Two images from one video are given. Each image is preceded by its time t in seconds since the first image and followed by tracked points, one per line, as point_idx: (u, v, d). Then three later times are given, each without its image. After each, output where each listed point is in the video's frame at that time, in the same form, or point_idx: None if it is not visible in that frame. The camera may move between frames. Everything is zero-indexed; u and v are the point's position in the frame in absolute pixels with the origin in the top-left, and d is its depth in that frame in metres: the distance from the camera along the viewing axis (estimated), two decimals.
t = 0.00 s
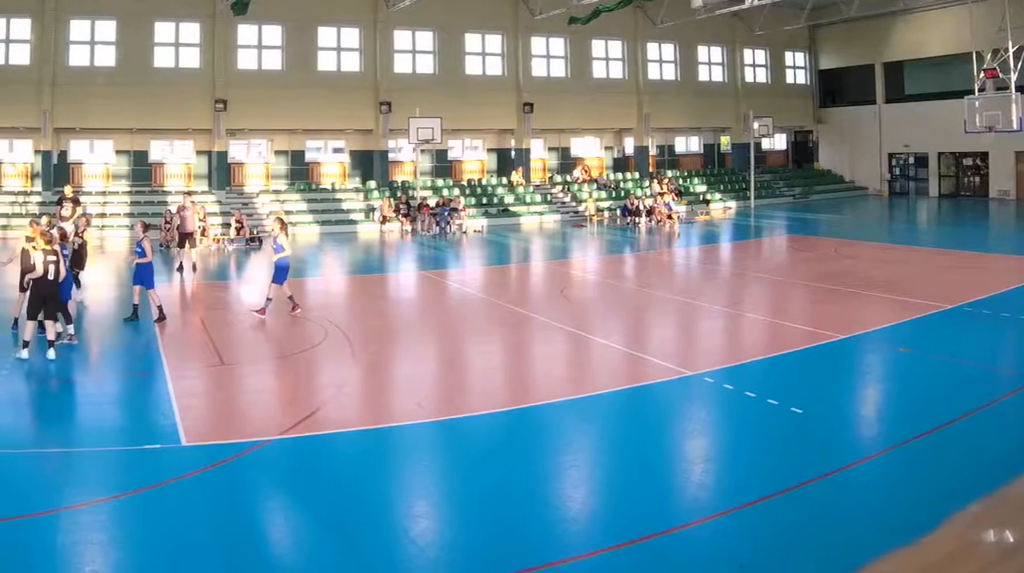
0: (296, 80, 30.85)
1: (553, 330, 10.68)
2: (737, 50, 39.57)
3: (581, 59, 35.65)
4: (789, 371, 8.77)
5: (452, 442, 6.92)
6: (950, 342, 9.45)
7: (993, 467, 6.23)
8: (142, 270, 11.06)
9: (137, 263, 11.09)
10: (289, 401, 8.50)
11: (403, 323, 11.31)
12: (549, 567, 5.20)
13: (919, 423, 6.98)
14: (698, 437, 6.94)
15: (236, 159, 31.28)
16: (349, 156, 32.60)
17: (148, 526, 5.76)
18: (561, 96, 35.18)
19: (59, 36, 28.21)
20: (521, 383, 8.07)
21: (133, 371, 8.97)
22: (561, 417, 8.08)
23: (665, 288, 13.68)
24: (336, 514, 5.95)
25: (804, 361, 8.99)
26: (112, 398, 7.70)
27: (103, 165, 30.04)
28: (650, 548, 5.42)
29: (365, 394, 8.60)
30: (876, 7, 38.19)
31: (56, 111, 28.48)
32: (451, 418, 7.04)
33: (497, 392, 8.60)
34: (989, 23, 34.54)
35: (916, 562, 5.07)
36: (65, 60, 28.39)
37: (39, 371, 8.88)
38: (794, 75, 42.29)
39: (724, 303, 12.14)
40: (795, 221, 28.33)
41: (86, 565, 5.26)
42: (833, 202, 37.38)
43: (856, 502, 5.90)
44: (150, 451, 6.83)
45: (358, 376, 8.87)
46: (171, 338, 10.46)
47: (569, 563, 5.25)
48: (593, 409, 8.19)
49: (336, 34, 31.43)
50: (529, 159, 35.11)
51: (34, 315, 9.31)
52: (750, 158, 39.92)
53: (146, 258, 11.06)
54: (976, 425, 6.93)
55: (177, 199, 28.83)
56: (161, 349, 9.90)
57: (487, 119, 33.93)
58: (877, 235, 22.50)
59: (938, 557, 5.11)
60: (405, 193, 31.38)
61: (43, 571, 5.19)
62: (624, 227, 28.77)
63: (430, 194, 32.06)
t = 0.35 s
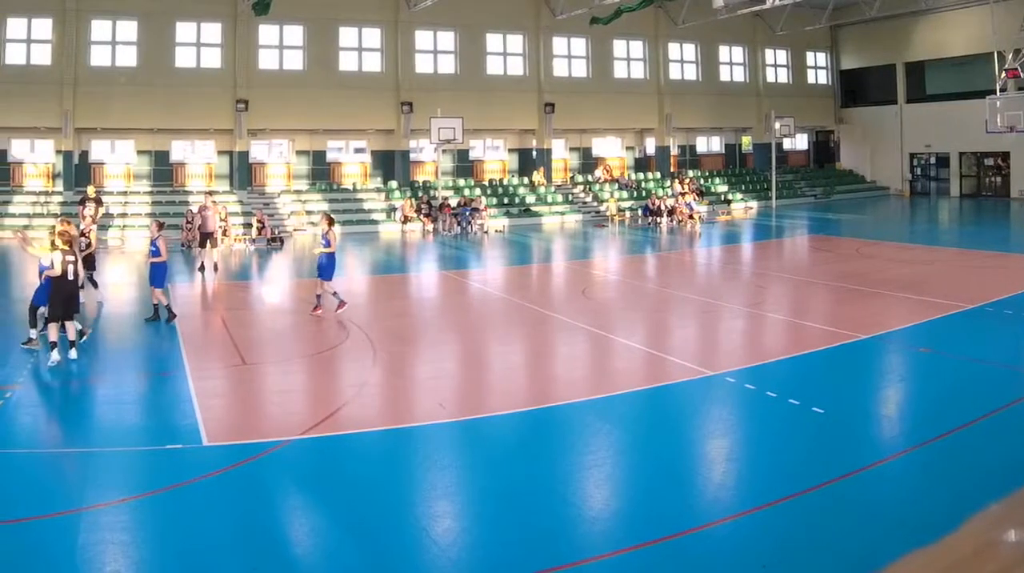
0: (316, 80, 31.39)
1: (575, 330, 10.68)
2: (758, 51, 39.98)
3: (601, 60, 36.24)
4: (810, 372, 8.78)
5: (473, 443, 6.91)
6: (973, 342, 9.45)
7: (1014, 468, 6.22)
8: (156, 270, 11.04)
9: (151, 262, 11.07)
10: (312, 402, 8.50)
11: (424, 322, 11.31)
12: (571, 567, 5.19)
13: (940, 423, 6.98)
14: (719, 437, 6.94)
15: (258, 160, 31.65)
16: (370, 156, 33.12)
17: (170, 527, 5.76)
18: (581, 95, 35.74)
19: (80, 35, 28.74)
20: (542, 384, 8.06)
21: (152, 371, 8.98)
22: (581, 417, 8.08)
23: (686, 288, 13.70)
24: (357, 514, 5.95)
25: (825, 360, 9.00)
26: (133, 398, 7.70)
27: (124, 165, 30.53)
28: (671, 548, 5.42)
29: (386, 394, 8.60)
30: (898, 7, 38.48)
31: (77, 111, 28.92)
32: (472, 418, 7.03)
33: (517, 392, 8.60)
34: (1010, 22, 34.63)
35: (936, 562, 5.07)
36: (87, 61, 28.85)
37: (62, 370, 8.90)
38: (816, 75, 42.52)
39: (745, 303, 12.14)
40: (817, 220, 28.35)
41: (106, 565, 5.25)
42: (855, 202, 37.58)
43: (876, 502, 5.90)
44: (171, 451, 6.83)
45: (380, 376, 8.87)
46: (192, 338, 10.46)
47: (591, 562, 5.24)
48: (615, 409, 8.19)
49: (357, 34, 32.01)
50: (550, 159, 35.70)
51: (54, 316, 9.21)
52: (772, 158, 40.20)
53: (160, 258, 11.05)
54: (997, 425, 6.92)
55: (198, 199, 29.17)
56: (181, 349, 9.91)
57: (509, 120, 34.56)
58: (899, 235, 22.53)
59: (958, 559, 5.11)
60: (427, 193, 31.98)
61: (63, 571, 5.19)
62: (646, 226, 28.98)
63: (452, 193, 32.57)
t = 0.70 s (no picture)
0: (335, 79, 31.97)
1: (595, 330, 10.68)
2: (779, 50, 40.40)
3: (622, 60, 36.64)
4: (830, 371, 8.79)
5: (494, 443, 6.91)
6: (994, 342, 9.45)
7: None
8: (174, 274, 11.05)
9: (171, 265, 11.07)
10: (332, 401, 8.51)
11: (445, 322, 11.33)
12: (592, 567, 5.18)
13: (960, 423, 6.98)
14: (740, 437, 6.94)
15: (277, 160, 32.60)
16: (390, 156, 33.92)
17: (190, 527, 5.76)
18: (601, 95, 36.15)
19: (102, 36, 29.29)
20: (563, 384, 8.05)
21: (173, 372, 8.98)
22: (602, 417, 8.09)
23: (705, 288, 13.71)
24: (377, 514, 5.94)
25: (845, 360, 9.01)
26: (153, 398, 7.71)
27: (144, 165, 31.15)
28: (691, 548, 5.41)
29: (406, 394, 8.63)
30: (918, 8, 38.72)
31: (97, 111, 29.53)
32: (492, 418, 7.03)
33: (538, 392, 8.61)
34: None
35: (955, 562, 5.07)
36: (107, 61, 29.48)
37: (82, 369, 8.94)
38: (836, 75, 42.96)
39: (766, 303, 12.14)
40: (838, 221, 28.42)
41: (126, 565, 5.24)
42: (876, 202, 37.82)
43: (897, 502, 5.90)
44: (191, 452, 6.83)
45: (401, 376, 8.86)
46: (212, 338, 10.48)
47: (612, 563, 5.24)
48: (635, 409, 8.20)
49: (377, 34, 32.58)
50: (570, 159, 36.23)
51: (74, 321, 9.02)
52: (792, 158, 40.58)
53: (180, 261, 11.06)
54: (1017, 425, 6.92)
55: (218, 200, 29.99)
56: (201, 348, 9.92)
57: (529, 119, 35.10)
58: (920, 235, 22.54)
59: (978, 559, 5.11)
60: (446, 193, 32.48)
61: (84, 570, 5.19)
62: (666, 227, 29.11)
63: (472, 194, 33.04)
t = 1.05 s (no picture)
0: (355, 79, 32.26)
1: (616, 330, 10.68)
2: (802, 50, 40.43)
3: (643, 60, 36.84)
4: (852, 371, 8.79)
5: (515, 443, 6.91)
6: (1017, 342, 9.44)
7: None
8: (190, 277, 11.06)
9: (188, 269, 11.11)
10: (353, 401, 8.52)
11: (468, 322, 11.34)
12: (613, 567, 5.18)
13: (982, 423, 6.97)
14: (761, 436, 6.94)
15: (299, 159, 32.86)
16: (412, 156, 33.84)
17: (212, 527, 5.76)
18: (622, 95, 36.38)
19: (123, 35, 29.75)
20: (585, 383, 8.05)
21: (193, 372, 8.98)
22: (622, 417, 8.11)
23: (727, 288, 13.68)
24: (398, 515, 5.94)
25: (867, 360, 9.02)
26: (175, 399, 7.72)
27: (165, 165, 31.54)
28: (713, 548, 5.40)
29: (427, 394, 8.63)
30: (939, 8, 38.98)
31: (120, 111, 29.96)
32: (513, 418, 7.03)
33: (559, 392, 8.62)
34: None
35: (975, 563, 5.07)
36: (128, 61, 29.88)
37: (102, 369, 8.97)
38: (858, 75, 43.04)
39: (787, 303, 12.14)
40: (860, 221, 28.42)
41: (148, 565, 5.24)
42: (898, 202, 38.03)
43: (919, 502, 5.90)
44: (213, 451, 6.83)
45: (422, 376, 8.86)
46: (233, 338, 10.48)
47: (633, 563, 5.23)
48: (656, 409, 8.21)
49: (399, 34, 32.82)
50: (592, 159, 36.38)
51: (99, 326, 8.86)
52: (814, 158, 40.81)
53: (197, 264, 11.09)
54: None
55: (239, 200, 30.31)
56: (219, 348, 9.93)
57: (551, 119, 35.29)
58: (941, 235, 22.53)
59: (1000, 559, 5.12)
60: (469, 193, 32.79)
61: (105, 569, 5.19)
62: (688, 227, 29.27)
63: (494, 194, 33.31)
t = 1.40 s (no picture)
0: (375, 79, 32.76)
1: (638, 330, 10.68)
2: (822, 50, 40.96)
3: (664, 59, 37.38)
4: (873, 371, 8.80)
5: (536, 443, 6.91)
6: None
7: None
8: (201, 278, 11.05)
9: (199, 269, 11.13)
10: (375, 401, 8.53)
11: (490, 322, 11.36)
12: (634, 567, 5.18)
13: (1003, 423, 6.97)
14: (782, 436, 6.95)
15: (321, 159, 33.19)
16: (433, 156, 34.63)
17: (233, 527, 5.76)
18: (643, 95, 36.95)
19: (145, 36, 30.23)
20: (606, 383, 8.04)
21: (214, 372, 9.00)
22: (642, 417, 8.12)
23: (748, 288, 13.69)
24: (419, 515, 5.94)
25: (889, 360, 9.02)
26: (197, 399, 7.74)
27: (187, 165, 32.15)
28: (734, 548, 5.40)
29: (450, 395, 8.64)
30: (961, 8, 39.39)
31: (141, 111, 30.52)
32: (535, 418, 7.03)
33: (580, 392, 8.62)
34: None
35: (996, 563, 5.06)
36: (149, 62, 30.38)
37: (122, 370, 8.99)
38: (879, 75, 43.49)
39: (808, 303, 12.14)
40: (881, 220, 28.53)
41: (170, 565, 5.24)
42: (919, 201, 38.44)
43: (941, 502, 5.90)
44: (236, 452, 6.84)
45: (445, 376, 8.87)
46: (254, 338, 10.49)
47: (655, 563, 5.23)
48: (676, 409, 8.21)
49: (420, 34, 33.39)
50: (613, 159, 36.92)
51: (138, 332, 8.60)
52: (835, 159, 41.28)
53: (206, 264, 11.13)
54: None
55: (260, 200, 30.80)
56: (239, 349, 9.96)
57: (570, 119, 35.82)
58: (963, 235, 22.58)
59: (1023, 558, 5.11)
60: (490, 193, 33.39)
61: (127, 569, 5.19)
62: (709, 226, 29.61)
63: (515, 194, 33.92)
